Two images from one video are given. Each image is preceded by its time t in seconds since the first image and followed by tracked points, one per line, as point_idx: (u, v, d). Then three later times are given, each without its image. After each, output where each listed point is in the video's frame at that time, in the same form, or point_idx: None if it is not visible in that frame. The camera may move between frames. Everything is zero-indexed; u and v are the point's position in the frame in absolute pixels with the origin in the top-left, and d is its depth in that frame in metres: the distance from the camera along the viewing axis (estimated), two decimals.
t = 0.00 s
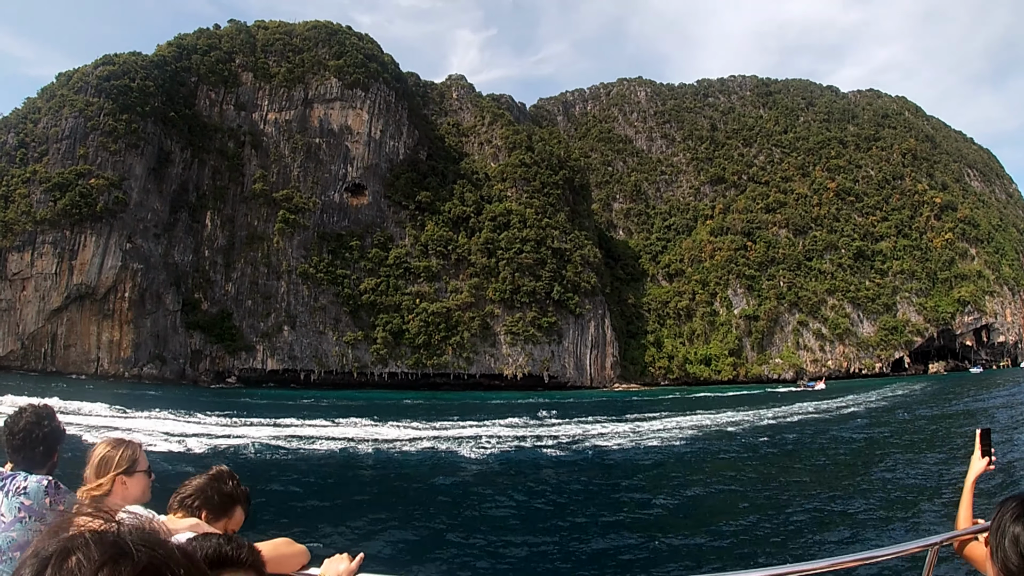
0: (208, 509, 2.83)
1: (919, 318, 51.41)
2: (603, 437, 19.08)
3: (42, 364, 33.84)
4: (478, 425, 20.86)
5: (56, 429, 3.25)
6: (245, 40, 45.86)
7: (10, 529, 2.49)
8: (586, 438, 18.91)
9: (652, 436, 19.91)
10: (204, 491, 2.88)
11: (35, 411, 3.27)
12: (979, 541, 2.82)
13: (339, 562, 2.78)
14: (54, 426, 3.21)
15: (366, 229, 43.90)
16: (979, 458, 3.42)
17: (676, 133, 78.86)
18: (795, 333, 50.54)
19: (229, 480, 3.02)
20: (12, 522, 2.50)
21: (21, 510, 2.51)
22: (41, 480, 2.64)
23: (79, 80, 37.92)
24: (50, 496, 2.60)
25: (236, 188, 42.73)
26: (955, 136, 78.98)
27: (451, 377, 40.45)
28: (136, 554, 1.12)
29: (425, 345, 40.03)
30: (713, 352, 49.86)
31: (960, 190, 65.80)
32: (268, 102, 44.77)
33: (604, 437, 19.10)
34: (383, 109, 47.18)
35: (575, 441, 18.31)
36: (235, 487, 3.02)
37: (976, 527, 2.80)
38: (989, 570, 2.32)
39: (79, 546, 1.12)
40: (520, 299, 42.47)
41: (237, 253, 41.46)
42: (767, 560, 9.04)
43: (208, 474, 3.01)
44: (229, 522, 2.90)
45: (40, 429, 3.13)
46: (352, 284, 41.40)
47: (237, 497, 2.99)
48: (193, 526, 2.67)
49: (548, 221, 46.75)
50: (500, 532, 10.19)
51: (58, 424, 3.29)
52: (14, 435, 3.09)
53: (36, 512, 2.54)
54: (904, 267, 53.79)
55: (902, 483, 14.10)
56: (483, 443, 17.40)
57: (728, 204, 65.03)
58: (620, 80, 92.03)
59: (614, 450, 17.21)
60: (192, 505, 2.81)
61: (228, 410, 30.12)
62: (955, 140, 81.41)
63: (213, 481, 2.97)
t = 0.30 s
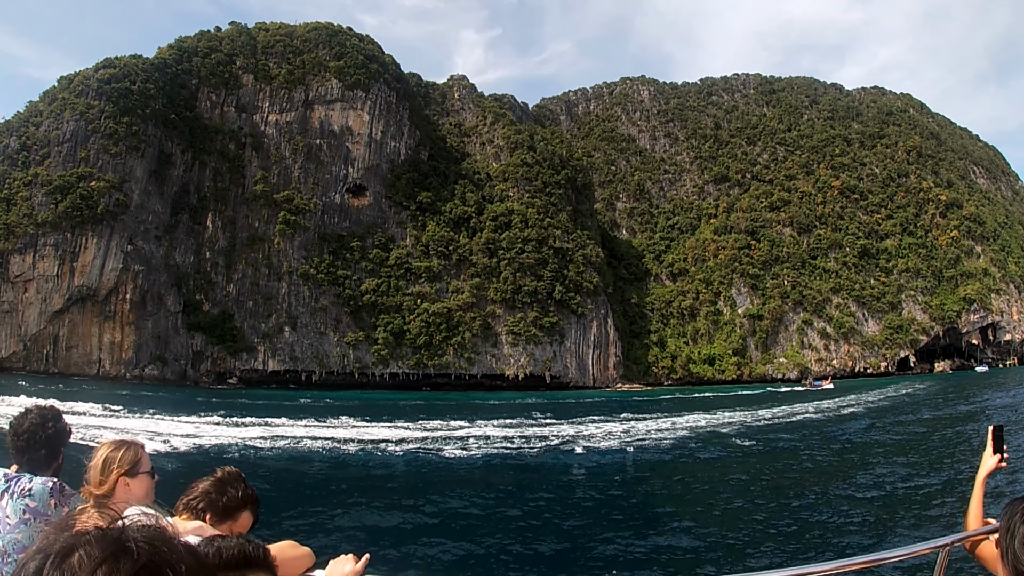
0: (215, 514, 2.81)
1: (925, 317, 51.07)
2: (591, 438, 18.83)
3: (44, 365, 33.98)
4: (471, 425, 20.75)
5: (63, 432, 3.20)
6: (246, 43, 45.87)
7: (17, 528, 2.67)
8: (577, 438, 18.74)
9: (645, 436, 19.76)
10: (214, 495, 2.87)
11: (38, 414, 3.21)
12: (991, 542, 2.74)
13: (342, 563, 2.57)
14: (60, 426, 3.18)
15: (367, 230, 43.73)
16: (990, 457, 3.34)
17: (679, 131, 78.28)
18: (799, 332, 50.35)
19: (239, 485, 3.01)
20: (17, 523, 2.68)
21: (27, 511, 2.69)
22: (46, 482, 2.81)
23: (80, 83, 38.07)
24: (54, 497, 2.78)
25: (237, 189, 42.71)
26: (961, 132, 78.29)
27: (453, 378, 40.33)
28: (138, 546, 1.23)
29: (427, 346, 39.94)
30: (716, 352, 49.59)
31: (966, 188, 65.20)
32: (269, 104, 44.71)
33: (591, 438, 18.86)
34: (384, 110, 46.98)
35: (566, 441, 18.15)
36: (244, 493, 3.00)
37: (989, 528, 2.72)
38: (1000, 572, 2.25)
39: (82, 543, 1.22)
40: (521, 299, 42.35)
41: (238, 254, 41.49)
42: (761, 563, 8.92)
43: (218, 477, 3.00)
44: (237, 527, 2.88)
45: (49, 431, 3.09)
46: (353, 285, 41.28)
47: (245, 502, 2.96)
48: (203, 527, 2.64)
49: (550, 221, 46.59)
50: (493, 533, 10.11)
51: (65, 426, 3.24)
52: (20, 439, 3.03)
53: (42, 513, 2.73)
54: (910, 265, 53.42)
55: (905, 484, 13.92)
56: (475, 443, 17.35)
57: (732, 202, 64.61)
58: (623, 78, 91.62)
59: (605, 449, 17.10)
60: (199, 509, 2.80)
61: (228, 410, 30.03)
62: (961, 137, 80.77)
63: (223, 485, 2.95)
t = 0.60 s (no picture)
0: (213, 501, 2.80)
1: (927, 314, 50.82)
2: (577, 437, 18.53)
3: (43, 363, 34.09)
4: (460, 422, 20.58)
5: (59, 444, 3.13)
6: (244, 41, 45.82)
7: (18, 529, 2.55)
8: (564, 437, 18.45)
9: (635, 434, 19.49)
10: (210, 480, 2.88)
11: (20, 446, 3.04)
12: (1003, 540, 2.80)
13: (344, 560, 2.44)
14: (62, 427, 3.19)
15: (365, 228, 43.61)
16: (999, 449, 3.37)
17: (680, 128, 77.74)
18: (800, 329, 50.14)
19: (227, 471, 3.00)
20: (18, 522, 2.56)
21: (29, 510, 2.58)
22: (48, 480, 2.69)
23: (78, 83, 38.14)
24: (56, 495, 2.66)
25: (235, 188, 42.65)
26: (963, 129, 77.78)
27: (451, 375, 40.30)
28: (163, 540, 1.10)
29: (424, 343, 39.87)
30: (716, 349, 49.41)
31: (968, 184, 64.76)
32: (267, 102, 44.60)
33: (577, 437, 18.57)
34: (382, 107, 46.78)
35: (553, 440, 17.95)
36: (230, 474, 3.00)
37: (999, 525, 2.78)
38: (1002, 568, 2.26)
39: (109, 538, 1.12)
40: (519, 296, 42.25)
41: (236, 252, 41.48)
42: (750, 564, 8.83)
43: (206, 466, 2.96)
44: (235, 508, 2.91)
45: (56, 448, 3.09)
46: (350, 283, 41.19)
47: (234, 482, 2.97)
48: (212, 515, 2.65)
49: (549, 218, 46.47)
50: (482, 532, 10.04)
51: (69, 427, 3.28)
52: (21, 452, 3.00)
53: (43, 512, 2.60)
54: (911, 262, 53.19)
55: (900, 483, 13.80)
56: (459, 441, 17.18)
57: (733, 199, 64.28)
58: (623, 76, 91.30)
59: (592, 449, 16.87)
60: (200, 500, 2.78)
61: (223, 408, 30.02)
62: (964, 133, 80.28)
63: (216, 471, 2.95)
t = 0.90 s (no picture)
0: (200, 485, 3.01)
1: (927, 313, 50.68)
2: (560, 437, 18.34)
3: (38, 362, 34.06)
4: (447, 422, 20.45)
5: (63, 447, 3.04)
6: (241, 40, 45.76)
7: (24, 528, 2.64)
8: (546, 438, 18.22)
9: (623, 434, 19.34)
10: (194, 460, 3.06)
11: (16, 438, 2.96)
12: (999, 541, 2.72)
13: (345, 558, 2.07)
14: (62, 428, 3.08)
15: (361, 227, 43.54)
16: (1007, 450, 3.08)
17: (679, 127, 77.40)
18: (799, 329, 50.05)
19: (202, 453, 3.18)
20: (22, 522, 2.64)
21: (32, 510, 2.65)
22: (51, 480, 2.75)
23: (74, 82, 38.11)
24: (60, 495, 2.73)
25: (232, 187, 42.61)
26: (964, 128, 77.44)
27: (447, 375, 40.32)
28: (158, 546, 1.10)
29: (420, 342, 39.85)
30: (715, 348, 49.26)
31: (968, 183, 64.48)
32: (264, 101, 44.50)
33: (561, 437, 18.36)
34: (379, 107, 46.66)
35: (536, 439, 17.80)
36: (204, 456, 3.17)
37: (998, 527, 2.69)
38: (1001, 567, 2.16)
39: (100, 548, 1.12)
40: (516, 296, 42.21)
41: (233, 251, 41.48)
42: (730, 567, 8.75)
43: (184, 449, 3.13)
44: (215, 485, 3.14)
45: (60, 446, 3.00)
46: (346, 282, 41.14)
47: (211, 462, 3.15)
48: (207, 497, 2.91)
49: (546, 217, 46.41)
50: (463, 532, 10.03)
51: (68, 426, 3.15)
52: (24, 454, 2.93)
53: (47, 512, 2.67)
54: (911, 261, 53.06)
55: (891, 484, 13.69)
56: (442, 440, 17.05)
57: (731, 197, 64.09)
58: (622, 74, 90.83)
59: (574, 449, 16.74)
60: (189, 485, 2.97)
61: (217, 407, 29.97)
62: (964, 132, 79.98)
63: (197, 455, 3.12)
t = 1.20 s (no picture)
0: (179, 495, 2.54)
1: (925, 316, 50.53)
2: (543, 437, 18.16)
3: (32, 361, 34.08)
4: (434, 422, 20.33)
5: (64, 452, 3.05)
6: (237, 41, 45.75)
7: (31, 528, 2.82)
8: (527, 437, 18.03)
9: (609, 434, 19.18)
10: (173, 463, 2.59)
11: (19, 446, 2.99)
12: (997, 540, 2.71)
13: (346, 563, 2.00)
14: (62, 429, 3.08)
15: (356, 228, 43.52)
16: (1007, 456, 2.97)
17: (677, 129, 77.26)
18: (795, 331, 49.95)
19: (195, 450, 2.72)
20: (29, 522, 2.81)
21: (39, 511, 2.82)
22: (57, 482, 2.91)
23: (70, 83, 38.17)
24: (65, 497, 2.90)
25: (227, 188, 42.62)
26: (963, 130, 77.22)
27: (441, 376, 40.29)
28: (166, 563, 1.19)
29: (414, 343, 39.78)
30: (711, 350, 49.18)
31: (967, 185, 64.29)
32: (259, 102, 44.50)
33: (544, 437, 18.20)
34: (375, 107, 46.64)
35: (517, 439, 17.63)
36: (193, 454, 2.71)
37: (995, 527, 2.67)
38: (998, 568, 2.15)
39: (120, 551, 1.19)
40: (510, 297, 42.13)
41: (227, 252, 41.50)
42: (706, 568, 8.68)
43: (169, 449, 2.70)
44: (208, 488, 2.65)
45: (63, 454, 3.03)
46: (340, 283, 41.09)
47: (198, 461, 2.67)
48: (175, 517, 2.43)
49: (542, 218, 46.35)
50: (444, 531, 10.02)
51: (71, 427, 3.17)
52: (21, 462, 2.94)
53: (52, 513, 2.85)
54: (909, 264, 52.92)
55: (879, 485, 13.59)
56: (424, 440, 16.93)
57: (729, 199, 63.95)
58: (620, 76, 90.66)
59: (555, 449, 16.59)
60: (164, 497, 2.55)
61: (208, 407, 29.96)
62: (963, 134, 79.83)
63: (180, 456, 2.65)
